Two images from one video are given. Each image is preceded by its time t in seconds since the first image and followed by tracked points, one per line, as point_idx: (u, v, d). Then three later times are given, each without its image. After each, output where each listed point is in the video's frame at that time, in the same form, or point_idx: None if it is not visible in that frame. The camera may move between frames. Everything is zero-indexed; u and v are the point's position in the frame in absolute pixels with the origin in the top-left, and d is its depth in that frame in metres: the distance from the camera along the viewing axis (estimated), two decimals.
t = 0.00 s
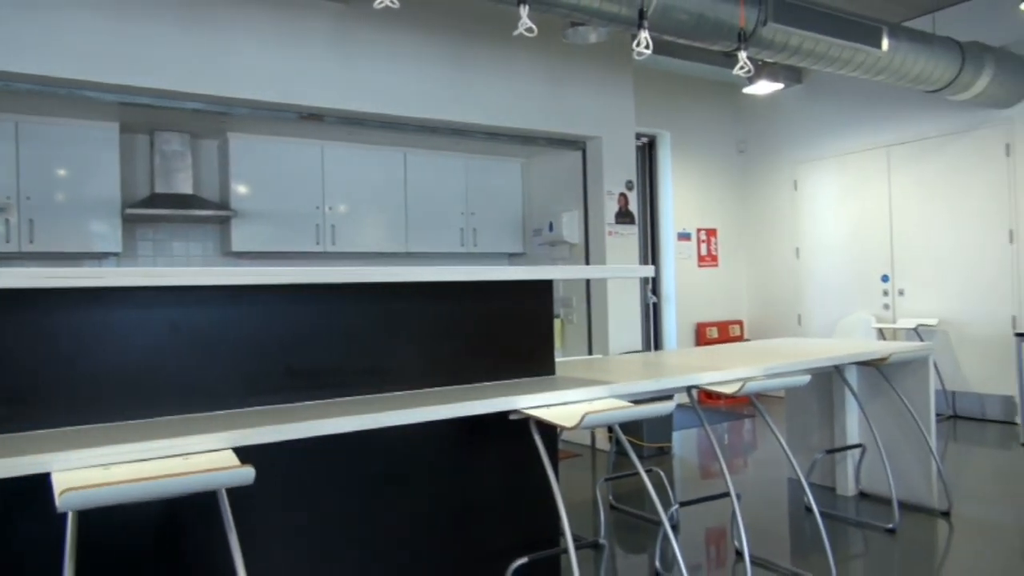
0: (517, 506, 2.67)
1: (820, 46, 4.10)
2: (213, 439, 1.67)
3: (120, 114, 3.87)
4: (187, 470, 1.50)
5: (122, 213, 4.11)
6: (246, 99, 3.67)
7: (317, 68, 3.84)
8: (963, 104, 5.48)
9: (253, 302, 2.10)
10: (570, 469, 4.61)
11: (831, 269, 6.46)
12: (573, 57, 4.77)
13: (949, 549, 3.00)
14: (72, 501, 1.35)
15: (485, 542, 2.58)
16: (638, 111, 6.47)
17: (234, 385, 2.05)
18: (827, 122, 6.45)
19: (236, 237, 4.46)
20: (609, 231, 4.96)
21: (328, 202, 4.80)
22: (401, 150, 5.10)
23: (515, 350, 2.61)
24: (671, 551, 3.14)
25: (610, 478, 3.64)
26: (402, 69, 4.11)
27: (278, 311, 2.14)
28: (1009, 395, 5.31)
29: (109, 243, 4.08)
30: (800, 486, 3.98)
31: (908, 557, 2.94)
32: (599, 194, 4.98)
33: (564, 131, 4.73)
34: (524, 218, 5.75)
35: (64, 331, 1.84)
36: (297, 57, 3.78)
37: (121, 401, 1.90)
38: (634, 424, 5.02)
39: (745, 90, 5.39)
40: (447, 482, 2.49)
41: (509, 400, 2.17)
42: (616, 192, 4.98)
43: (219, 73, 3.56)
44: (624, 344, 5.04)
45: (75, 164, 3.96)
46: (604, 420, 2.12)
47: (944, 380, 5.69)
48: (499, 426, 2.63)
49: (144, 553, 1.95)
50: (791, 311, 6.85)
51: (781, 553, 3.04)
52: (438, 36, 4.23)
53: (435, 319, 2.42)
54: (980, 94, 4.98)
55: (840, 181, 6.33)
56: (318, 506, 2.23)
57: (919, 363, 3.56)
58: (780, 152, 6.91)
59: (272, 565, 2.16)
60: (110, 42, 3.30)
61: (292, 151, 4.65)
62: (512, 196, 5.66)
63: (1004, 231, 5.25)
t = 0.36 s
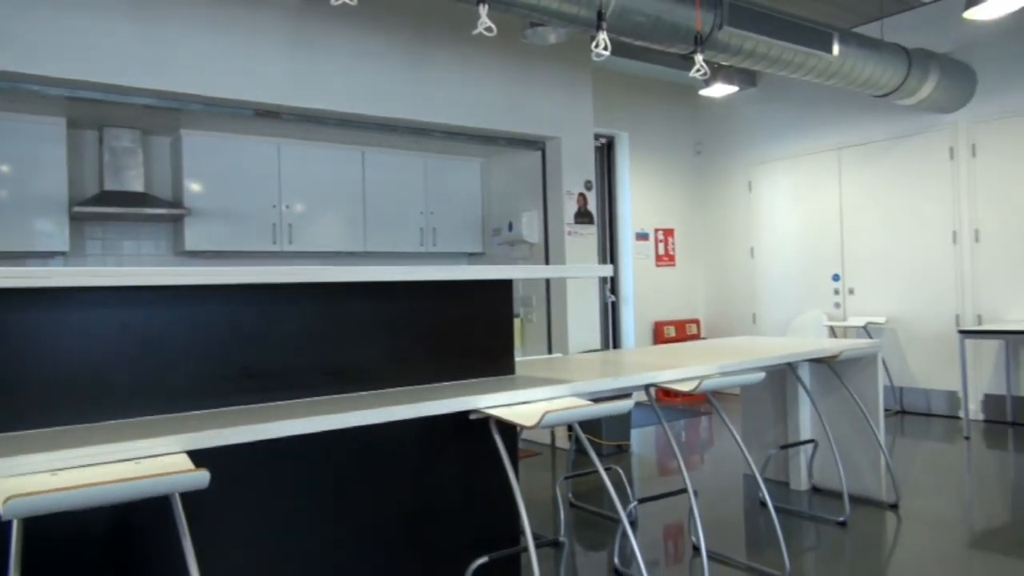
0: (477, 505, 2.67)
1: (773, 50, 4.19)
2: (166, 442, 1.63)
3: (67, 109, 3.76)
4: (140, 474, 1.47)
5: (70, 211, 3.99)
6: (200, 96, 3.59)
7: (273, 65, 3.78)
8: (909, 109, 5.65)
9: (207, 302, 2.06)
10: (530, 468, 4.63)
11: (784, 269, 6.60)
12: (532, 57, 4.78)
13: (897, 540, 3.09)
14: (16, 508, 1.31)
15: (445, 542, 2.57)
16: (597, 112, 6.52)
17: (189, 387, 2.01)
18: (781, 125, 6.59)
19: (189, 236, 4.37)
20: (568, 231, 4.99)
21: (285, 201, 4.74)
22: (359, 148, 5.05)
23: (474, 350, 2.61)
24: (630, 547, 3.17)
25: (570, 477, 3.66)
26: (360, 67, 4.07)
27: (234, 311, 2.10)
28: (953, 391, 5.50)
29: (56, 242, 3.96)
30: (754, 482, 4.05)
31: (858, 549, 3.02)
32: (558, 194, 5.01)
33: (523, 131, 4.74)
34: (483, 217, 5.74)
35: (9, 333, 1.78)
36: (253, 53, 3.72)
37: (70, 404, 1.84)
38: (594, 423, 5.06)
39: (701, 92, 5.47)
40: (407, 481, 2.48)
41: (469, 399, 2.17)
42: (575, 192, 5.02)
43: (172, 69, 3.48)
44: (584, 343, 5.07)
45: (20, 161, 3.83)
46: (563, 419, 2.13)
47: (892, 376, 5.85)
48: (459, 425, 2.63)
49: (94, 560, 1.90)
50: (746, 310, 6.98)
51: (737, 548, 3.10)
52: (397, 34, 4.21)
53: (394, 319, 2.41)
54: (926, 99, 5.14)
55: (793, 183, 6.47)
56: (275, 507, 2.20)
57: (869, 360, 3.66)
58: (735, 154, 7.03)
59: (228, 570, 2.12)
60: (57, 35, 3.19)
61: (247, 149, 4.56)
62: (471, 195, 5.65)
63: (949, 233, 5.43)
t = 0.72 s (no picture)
0: (433, 505, 2.66)
1: (724, 54, 4.27)
2: (113, 447, 1.59)
3: (5, 103, 3.62)
4: (86, 480, 1.42)
5: (9, 208, 3.85)
6: (148, 90, 3.50)
7: (224, 60, 3.70)
8: (855, 113, 5.82)
9: (155, 303, 2.01)
10: (486, 467, 4.63)
11: (736, 268, 6.73)
12: (488, 57, 4.79)
13: (843, 532, 3.18)
14: None
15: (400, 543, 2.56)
16: (552, 112, 6.55)
17: (135, 390, 1.96)
18: (732, 127, 6.72)
19: (136, 234, 4.25)
20: (523, 231, 5.01)
21: (236, 198, 4.65)
22: (313, 146, 4.98)
23: (430, 350, 2.60)
24: (585, 544, 3.20)
25: (526, 476, 3.67)
26: (314, 64, 4.02)
27: (182, 311, 2.05)
28: (895, 386, 5.68)
29: None
30: (707, 477, 4.13)
31: (806, 542, 3.10)
32: (514, 194, 5.02)
33: (479, 130, 4.74)
34: (438, 217, 5.72)
35: None
36: (203, 48, 3.64)
37: (9, 409, 1.78)
38: (549, 422, 5.09)
39: (654, 94, 5.55)
40: (361, 483, 2.46)
41: (425, 400, 2.16)
42: (531, 192, 5.03)
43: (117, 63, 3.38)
44: (540, 342, 5.08)
45: None
46: (519, 419, 2.14)
47: (838, 372, 6.01)
48: (414, 425, 2.62)
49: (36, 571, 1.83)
50: (698, 309, 7.10)
51: (689, 543, 3.15)
52: (351, 31, 4.16)
53: (348, 320, 2.38)
54: (869, 104, 5.29)
55: (744, 184, 6.61)
56: (226, 512, 2.16)
57: (816, 358, 3.76)
58: (687, 156, 7.14)
59: None
60: None
61: (196, 145, 4.45)
62: (426, 194, 5.62)
63: (891, 233, 5.61)
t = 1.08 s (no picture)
0: (391, 506, 2.64)
1: (679, 57, 4.33)
2: (59, 452, 1.54)
3: None
4: (32, 486, 1.38)
5: None
6: (95, 86, 3.40)
7: (174, 55, 3.62)
8: (805, 116, 5.96)
9: (103, 304, 1.96)
10: (445, 467, 4.62)
11: (691, 268, 6.83)
12: (445, 56, 4.77)
13: (795, 526, 3.26)
14: None
15: (358, 545, 2.53)
16: (510, 112, 6.56)
17: (82, 393, 1.91)
18: (687, 129, 6.82)
19: (83, 233, 4.13)
20: (482, 231, 5.01)
21: (188, 197, 4.55)
22: (267, 144, 4.90)
23: (387, 351, 2.58)
24: (543, 543, 3.21)
25: (485, 475, 3.67)
26: (269, 61, 3.96)
27: (132, 312, 2.00)
28: (844, 382, 5.84)
29: None
30: (663, 474, 4.18)
31: (759, 535, 3.17)
32: (472, 193, 5.02)
33: (437, 129, 4.73)
34: (396, 216, 5.68)
35: None
36: (153, 43, 3.55)
37: None
38: (508, 421, 5.09)
39: (611, 96, 5.60)
40: (319, 484, 2.43)
41: (382, 401, 2.14)
42: (489, 192, 5.04)
43: (63, 57, 3.28)
44: (498, 342, 5.09)
45: None
46: (477, 419, 2.14)
47: (789, 369, 6.15)
48: (372, 425, 2.60)
49: None
50: (654, 308, 7.19)
51: (646, 539, 3.19)
52: (306, 28, 4.11)
53: (303, 320, 2.35)
54: (819, 107, 5.42)
55: (698, 185, 6.72)
56: (179, 516, 2.11)
57: (769, 355, 3.83)
58: (643, 157, 7.22)
59: None
60: None
61: (146, 142, 4.35)
62: (384, 193, 5.58)
63: (840, 234, 5.76)
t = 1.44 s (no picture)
0: (346, 508, 2.61)
1: (634, 59, 4.38)
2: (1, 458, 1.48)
3: None
4: None
5: None
6: (37, 79, 3.29)
7: (121, 48, 3.52)
8: (756, 119, 6.09)
9: (47, 304, 1.90)
10: (401, 468, 4.59)
11: (646, 267, 6.92)
12: (402, 53, 4.74)
13: (747, 520, 3.33)
14: None
15: (312, 548, 2.50)
16: (467, 112, 6.56)
17: (24, 397, 1.84)
18: (641, 130, 6.90)
19: (23, 231, 3.98)
20: (438, 230, 5.00)
21: (135, 194, 4.43)
22: (218, 141, 4.80)
23: (343, 351, 2.55)
24: (500, 542, 3.22)
25: (442, 476, 3.66)
26: (221, 56, 3.87)
27: (76, 313, 1.95)
28: (793, 379, 5.98)
29: None
30: (619, 472, 4.22)
31: (713, 530, 3.23)
32: (428, 193, 5.00)
33: (394, 128, 4.69)
34: (352, 215, 5.62)
35: None
36: (99, 35, 3.45)
37: None
38: (465, 421, 5.08)
39: (567, 96, 5.63)
40: (272, 488, 2.39)
41: (338, 402, 2.12)
42: (446, 191, 5.03)
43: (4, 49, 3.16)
44: (455, 342, 5.07)
45: None
46: (434, 419, 2.13)
47: (741, 367, 6.27)
48: (328, 427, 2.57)
49: None
50: (610, 307, 7.26)
51: (603, 536, 3.21)
52: (259, 23, 4.04)
53: (257, 321, 2.31)
54: (770, 110, 5.54)
55: (653, 186, 6.80)
56: (126, 521, 2.06)
57: (721, 353, 3.91)
58: (598, 158, 7.28)
59: None
60: None
61: (91, 138, 4.22)
62: (339, 192, 5.51)
63: (789, 234, 5.90)
